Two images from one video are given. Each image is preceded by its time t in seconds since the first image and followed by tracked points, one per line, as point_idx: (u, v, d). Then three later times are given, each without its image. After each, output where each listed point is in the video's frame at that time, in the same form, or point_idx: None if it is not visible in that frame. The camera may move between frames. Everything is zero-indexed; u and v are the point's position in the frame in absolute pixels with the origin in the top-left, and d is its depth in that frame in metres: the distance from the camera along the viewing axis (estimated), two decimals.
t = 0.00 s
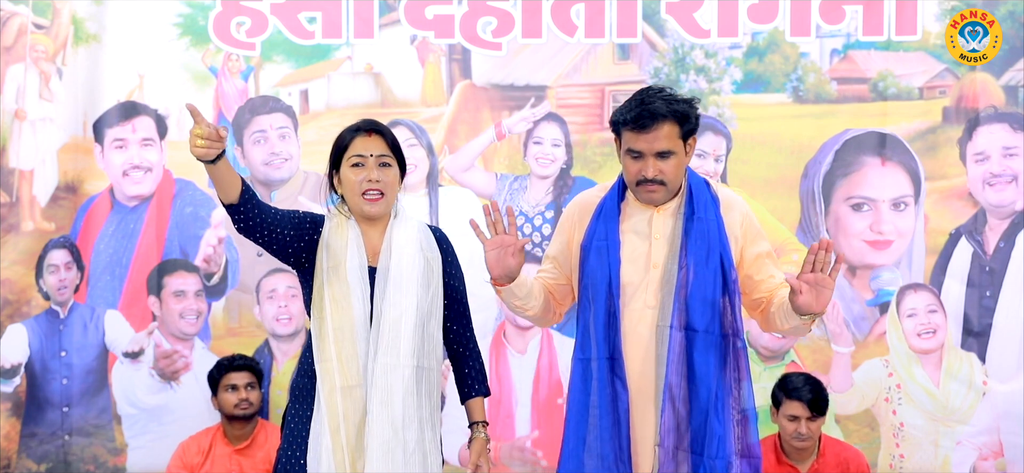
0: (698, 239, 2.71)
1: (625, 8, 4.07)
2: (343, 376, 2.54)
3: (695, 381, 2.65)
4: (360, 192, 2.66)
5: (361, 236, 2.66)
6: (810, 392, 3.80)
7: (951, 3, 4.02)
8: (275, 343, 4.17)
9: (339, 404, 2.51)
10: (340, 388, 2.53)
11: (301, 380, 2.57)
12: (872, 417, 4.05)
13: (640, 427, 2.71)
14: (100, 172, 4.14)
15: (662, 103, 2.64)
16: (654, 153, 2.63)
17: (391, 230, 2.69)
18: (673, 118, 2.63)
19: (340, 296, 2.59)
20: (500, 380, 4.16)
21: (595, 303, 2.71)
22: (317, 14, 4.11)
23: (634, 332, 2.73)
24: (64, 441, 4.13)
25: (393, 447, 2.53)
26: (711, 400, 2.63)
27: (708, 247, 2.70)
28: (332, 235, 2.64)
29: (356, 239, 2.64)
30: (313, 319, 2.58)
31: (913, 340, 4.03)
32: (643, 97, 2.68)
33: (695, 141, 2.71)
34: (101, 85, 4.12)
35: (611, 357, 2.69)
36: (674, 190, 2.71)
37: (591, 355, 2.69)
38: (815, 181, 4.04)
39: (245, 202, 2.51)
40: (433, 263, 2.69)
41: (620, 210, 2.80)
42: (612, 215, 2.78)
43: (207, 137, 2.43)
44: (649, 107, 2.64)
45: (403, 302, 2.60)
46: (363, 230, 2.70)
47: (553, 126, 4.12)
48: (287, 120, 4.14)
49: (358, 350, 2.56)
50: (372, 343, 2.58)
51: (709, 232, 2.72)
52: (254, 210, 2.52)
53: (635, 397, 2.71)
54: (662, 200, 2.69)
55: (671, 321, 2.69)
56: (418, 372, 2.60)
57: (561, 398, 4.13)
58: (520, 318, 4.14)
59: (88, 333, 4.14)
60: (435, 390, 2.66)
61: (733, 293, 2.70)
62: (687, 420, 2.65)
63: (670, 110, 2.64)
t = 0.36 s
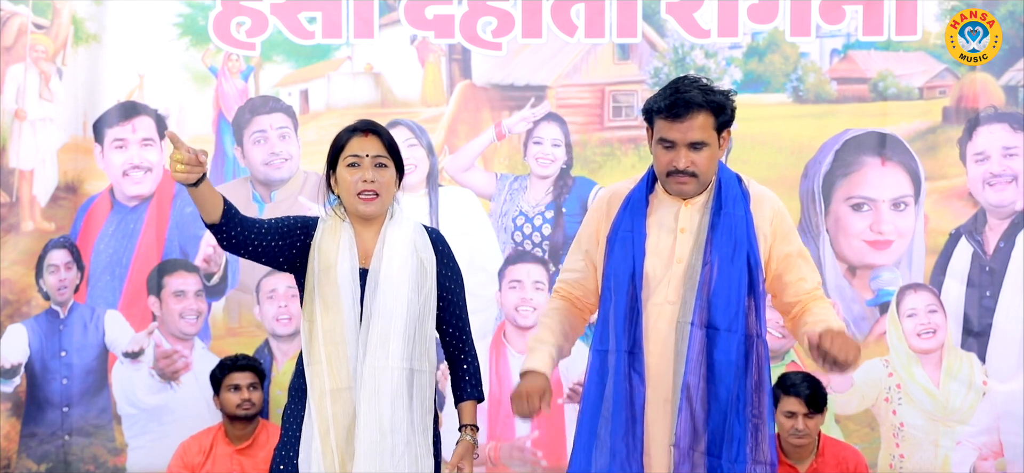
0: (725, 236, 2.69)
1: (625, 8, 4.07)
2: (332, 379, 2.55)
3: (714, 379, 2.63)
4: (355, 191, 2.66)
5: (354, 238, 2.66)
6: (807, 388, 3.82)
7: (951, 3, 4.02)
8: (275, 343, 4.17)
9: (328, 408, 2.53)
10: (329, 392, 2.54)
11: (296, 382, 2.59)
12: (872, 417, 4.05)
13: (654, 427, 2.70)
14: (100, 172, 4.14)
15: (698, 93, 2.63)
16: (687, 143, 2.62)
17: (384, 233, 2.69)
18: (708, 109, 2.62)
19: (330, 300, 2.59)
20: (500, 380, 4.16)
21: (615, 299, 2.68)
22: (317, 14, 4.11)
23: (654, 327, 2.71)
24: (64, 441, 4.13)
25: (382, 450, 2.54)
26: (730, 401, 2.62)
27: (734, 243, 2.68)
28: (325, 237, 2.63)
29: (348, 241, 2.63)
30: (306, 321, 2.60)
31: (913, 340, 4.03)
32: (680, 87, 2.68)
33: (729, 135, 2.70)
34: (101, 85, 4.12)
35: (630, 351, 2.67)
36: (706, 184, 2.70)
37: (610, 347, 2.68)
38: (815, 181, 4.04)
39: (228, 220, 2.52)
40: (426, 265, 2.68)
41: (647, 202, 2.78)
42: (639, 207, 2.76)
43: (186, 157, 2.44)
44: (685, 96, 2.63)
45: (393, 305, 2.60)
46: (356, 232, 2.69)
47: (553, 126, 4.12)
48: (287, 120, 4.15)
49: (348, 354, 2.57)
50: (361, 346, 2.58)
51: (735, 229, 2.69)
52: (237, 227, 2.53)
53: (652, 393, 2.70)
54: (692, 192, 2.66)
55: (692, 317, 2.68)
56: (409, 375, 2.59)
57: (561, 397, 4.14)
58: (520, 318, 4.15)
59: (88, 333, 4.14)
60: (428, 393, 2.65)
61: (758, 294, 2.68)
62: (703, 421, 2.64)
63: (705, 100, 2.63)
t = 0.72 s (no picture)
0: (731, 239, 2.59)
1: (625, 8, 4.07)
2: (316, 384, 2.56)
3: (720, 386, 2.55)
4: (354, 190, 2.66)
5: (344, 242, 2.66)
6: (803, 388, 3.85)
7: (951, 3, 4.02)
8: (275, 343, 4.17)
9: (313, 414, 2.54)
10: (314, 398, 2.55)
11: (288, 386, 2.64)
12: (872, 417, 4.06)
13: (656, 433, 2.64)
14: (100, 172, 4.14)
15: (708, 87, 2.57)
16: (696, 139, 2.55)
17: (376, 236, 2.68)
18: (718, 104, 2.56)
19: (316, 304, 2.58)
20: (500, 380, 4.16)
21: (616, 301, 2.61)
22: (317, 14, 4.11)
23: (657, 331, 2.63)
24: (64, 441, 4.13)
25: (366, 456, 2.54)
26: (735, 408, 2.53)
27: (741, 247, 2.58)
28: (313, 240, 2.64)
29: (336, 245, 2.64)
30: (293, 327, 2.60)
31: (913, 340, 4.03)
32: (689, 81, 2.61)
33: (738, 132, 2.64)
34: (101, 85, 4.12)
35: (631, 355, 2.60)
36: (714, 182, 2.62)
37: (611, 351, 2.62)
38: (815, 181, 4.04)
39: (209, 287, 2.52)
40: (416, 267, 2.66)
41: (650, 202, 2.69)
42: (642, 207, 2.67)
43: (214, 279, 2.43)
44: (694, 90, 2.57)
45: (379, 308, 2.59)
46: (347, 235, 2.69)
47: (553, 126, 4.12)
48: (287, 120, 4.15)
49: (333, 359, 2.57)
50: (346, 350, 2.57)
51: (741, 233, 2.59)
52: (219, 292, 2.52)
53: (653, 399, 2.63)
54: (701, 191, 2.59)
55: (696, 322, 2.59)
56: (396, 379, 2.58)
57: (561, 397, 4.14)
58: (519, 318, 4.14)
59: (88, 333, 4.14)
60: (417, 397, 2.63)
61: (767, 299, 2.58)
62: (706, 428, 2.57)
63: (716, 95, 2.56)
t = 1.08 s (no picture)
0: (730, 237, 2.52)
1: (625, 8, 4.07)
2: (297, 387, 2.56)
3: (729, 387, 2.46)
4: (339, 187, 2.65)
5: (325, 244, 2.65)
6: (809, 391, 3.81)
7: (951, 3, 4.02)
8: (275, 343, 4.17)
9: (294, 417, 2.55)
10: (294, 401, 2.56)
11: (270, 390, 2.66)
12: (872, 417, 4.06)
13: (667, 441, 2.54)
14: (100, 172, 4.14)
15: (700, 85, 2.48)
16: (692, 139, 2.46)
17: (358, 235, 2.66)
18: (712, 102, 2.47)
19: (295, 306, 2.57)
20: (500, 380, 4.15)
21: (616, 308, 2.53)
22: (317, 14, 4.11)
23: (661, 336, 2.54)
24: (64, 441, 4.13)
25: (350, 456, 2.53)
26: (748, 409, 2.44)
27: (742, 246, 2.51)
28: (295, 243, 2.65)
29: (318, 246, 2.63)
30: (272, 330, 2.60)
31: (913, 340, 4.03)
32: (680, 78, 2.52)
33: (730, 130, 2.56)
34: (101, 85, 4.12)
35: (634, 363, 2.50)
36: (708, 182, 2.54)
37: (612, 361, 2.51)
38: (815, 181, 4.04)
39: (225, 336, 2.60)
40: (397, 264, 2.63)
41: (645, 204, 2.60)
42: (637, 209, 2.59)
43: (259, 408, 2.46)
44: (688, 89, 2.48)
45: (358, 308, 2.56)
46: (330, 235, 2.70)
47: (553, 127, 4.12)
48: (287, 120, 4.15)
49: (312, 360, 2.56)
50: (326, 352, 2.56)
51: (742, 230, 2.52)
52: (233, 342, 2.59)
53: (660, 407, 2.53)
54: (696, 192, 2.51)
55: (701, 325, 2.51)
56: (378, 378, 2.57)
57: (562, 398, 4.13)
58: (520, 318, 4.15)
59: (88, 333, 4.14)
60: (404, 396, 2.59)
61: (769, 296, 2.51)
62: (719, 433, 2.47)
63: (710, 92, 2.48)
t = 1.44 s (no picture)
0: (714, 227, 2.42)
1: (625, 8, 4.07)
2: (268, 387, 2.53)
3: (727, 382, 2.34)
4: (321, 182, 2.60)
5: (305, 243, 2.62)
6: (810, 392, 3.79)
7: (951, 3, 4.02)
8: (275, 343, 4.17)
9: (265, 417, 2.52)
10: (264, 400, 2.53)
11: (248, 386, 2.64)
12: (872, 417, 4.05)
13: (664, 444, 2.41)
14: (100, 172, 4.14)
15: (672, 77, 2.37)
16: (667, 133, 2.33)
17: (338, 234, 2.61)
18: (685, 95, 2.36)
19: (270, 303, 2.54)
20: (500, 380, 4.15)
21: (603, 307, 2.37)
22: (317, 14, 4.11)
23: (652, 336, 2.40)
24: (64, 441, 4.13)
25: (320, 457, 2.49)
26: (744, 406, 2.33)
27: (729, 237, 2.41)
28: (275, 240, 2.62)
29: (298, 244, 2.60)
30: (248, 327, 2.57)
31: (913, 340, 4.03)
32: (649, 71, 2.40)
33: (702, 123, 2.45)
34: (100, 85, 4.12)
35: (628, 366, 2.36)
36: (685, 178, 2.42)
37: (603, 367, 2.34)
38: (815, 181, 4.04)
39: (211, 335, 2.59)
40: (375, 262, 2.57)
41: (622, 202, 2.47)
42: (613, 206, 2.45)
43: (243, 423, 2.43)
44: (659, 82, 2.36)
45: (334, 307, 2.52)
46: (311, 233, 2.66)
47: (553, 126, 4.12)
48: (287, 121, 4.15)
49: (286, 360, 2.52)
50: (300, 352, 2.52)
51: (725, 220, 2.43)
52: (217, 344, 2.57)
53: (658, 410, 2.39)
54: (674, 188, 2.38)
55: (697, 321, 2.37)
56: (352, 378, 2.51)
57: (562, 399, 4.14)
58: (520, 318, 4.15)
59: (88, 333, 4.14)
60: (379, 398, 2.53)
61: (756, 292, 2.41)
62: (721, 432, 2.34)
63: (682, 85, 2.36)
